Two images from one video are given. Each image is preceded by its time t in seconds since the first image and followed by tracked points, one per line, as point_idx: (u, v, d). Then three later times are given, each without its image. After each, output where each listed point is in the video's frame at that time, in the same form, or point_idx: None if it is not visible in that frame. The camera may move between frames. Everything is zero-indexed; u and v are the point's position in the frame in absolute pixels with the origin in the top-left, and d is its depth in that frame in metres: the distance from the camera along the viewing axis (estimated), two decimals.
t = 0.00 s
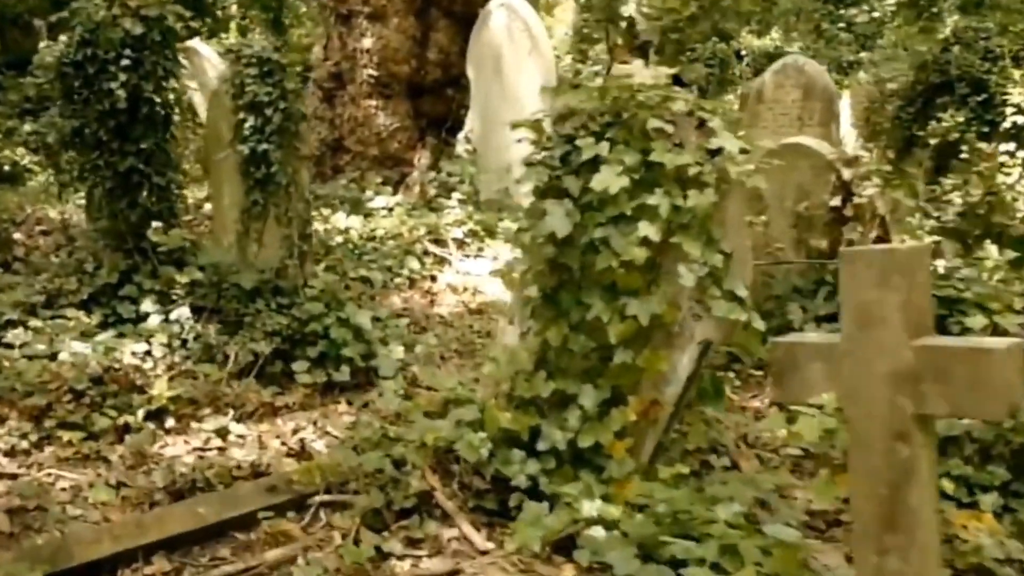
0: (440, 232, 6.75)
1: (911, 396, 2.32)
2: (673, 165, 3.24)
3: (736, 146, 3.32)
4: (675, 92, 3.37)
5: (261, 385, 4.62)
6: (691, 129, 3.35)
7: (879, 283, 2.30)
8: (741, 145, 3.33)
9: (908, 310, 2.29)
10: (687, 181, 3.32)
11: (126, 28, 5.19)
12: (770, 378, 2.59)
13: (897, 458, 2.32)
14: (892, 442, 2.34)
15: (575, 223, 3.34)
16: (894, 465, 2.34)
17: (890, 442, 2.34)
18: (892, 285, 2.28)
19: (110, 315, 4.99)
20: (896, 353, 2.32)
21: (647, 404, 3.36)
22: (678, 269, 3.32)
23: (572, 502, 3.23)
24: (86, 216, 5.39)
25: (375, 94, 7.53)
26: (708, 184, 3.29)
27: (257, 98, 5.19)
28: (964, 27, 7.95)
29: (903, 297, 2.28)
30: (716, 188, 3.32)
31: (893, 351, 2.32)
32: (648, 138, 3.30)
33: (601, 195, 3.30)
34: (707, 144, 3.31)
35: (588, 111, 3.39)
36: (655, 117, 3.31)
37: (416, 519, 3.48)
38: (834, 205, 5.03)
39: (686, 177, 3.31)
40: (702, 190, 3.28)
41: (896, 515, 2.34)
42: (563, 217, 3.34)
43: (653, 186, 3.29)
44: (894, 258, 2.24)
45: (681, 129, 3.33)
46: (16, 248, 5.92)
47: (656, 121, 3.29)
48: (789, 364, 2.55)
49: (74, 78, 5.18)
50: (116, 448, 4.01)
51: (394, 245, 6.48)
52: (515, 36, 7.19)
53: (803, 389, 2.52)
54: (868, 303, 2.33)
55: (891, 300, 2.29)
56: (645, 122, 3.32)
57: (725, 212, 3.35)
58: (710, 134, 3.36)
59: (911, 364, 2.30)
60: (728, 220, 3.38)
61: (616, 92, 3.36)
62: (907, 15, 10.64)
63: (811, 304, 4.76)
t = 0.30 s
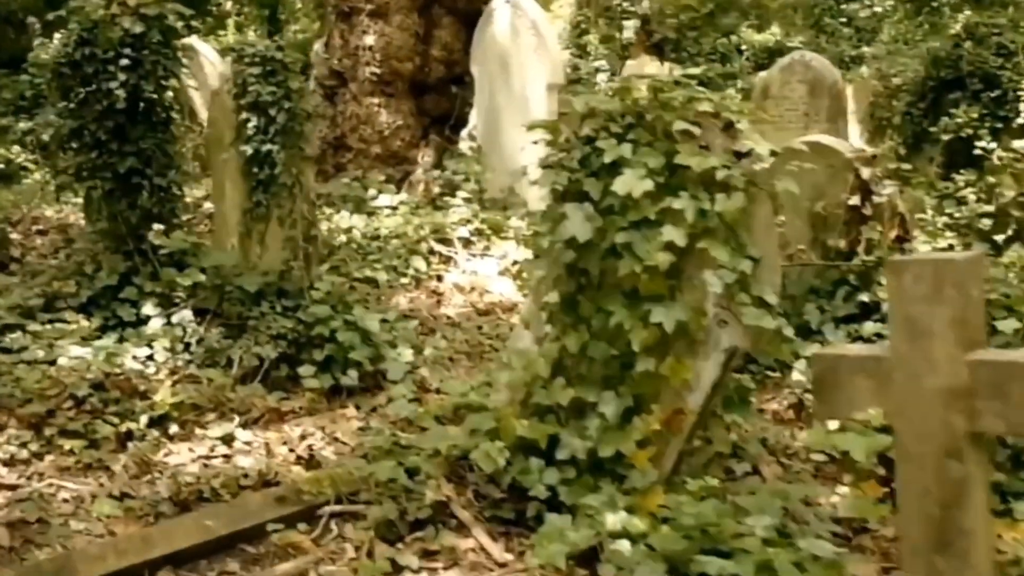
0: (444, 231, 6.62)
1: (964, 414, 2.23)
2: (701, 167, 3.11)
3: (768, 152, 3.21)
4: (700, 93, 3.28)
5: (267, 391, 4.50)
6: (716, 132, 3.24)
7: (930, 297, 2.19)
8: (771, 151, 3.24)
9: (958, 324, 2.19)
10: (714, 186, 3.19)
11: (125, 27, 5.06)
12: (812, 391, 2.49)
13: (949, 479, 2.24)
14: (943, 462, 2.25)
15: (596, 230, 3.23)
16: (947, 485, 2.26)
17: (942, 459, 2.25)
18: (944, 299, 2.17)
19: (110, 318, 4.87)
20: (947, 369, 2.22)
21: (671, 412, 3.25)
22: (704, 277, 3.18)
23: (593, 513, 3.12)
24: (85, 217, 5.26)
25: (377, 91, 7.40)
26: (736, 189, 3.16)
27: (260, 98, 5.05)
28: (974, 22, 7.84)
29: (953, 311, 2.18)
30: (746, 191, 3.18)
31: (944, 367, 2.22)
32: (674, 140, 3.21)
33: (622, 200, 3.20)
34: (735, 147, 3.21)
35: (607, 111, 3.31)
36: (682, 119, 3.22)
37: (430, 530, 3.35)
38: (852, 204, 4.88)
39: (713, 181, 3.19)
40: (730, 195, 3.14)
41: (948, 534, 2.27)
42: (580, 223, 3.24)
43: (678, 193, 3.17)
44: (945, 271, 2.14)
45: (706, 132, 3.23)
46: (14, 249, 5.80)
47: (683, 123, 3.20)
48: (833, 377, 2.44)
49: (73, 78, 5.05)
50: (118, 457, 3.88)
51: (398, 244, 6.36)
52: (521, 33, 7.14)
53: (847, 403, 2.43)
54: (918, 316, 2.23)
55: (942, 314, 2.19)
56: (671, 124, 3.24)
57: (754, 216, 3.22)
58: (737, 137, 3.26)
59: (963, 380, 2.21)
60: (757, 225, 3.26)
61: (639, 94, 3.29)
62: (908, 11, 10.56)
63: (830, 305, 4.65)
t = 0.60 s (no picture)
0: (450, 234, 6.51)
1: (1016, 432, 2.33)
2: (726, 172, 2.96)
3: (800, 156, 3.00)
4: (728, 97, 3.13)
5: (273, 400, 4.38)
6: (740, 137, 3.07)
7: (981, 310, 2.30)
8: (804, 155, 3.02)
9: (1010, 342, 2.29)
10: (742, 192, 3.03)
11: (124, 28, 4.88)
12: (855, 407, 2.60)
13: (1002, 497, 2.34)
14: (995, 479, 2.35)
15: (615, 237, 3.09)
16: (997, 503, 2.36)
17: (995, 476, 2.35)
18: (996, 314, 2.28)
19: (110, 324, 4.75)
20: (1000, 388, 2.33)
21: (696, 424, 3.14)
22: (733, 285, 3.03)
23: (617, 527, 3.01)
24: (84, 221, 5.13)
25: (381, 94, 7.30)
26: (766, 195, 2.98)
27: (263, 100, 4.86)
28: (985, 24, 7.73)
29: (1005, 328, 2.29)
30: (775, 199, 3.00)
31: (996, 383, 2.33)
32: (699, 144, 3.04)
33: (644, 205, 3.05)
34: (760, 151, 3.04)
35: (627, 113, 3.17)
36: (705, 123, 3.05)
37: (446, 545, 3.23)
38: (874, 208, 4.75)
39: (740, 186, 3.03)
40: (758, 201, 2.98)
41: (1001, 548, 2.36)
42: (599, 230, 3.10)
43: (704, 200, 3.02)
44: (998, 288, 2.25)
45: (731, 136, 3.07)
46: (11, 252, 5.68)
47: (708, 126, 3.04)
48: (877, 393, 2.56)
49: (71, 81, 4.89)
50: (121, 469, 3.76)
51: (402, 248, 6.26)
52: (524, 31, 6.96)
53: (896, 421, 2.54)
54: (968, 330, 2.34)
55: (994, 327, 2.30)
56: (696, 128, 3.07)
57: (783, 223, 3.02)
58: (762, 142, 3.08)
59: (1015, 397, 2.31)
60: (786, 235, 3.05)
61: (661, 97, 3.14)
62: (908, 12, 10.46)
63: (849, 310, 4.58)
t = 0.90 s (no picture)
0: (456, 243, 6.39)
1: None
2: (762, 182, 2.84)
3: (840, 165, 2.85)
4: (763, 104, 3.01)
5: (280, 415, 4.25)
6: (775, 143, 2.95)
7: None
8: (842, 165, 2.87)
9: None
10: (779, 202, 2.91)
11: (125, 33, 4.74)
12: (912, 432, 2.44)
13: None
14: None
15: (644, 248, 2.95)
16: None
17: None
18: None
19: (110, 336, 4.61)
20: None
21: (728, 443, 3.01)
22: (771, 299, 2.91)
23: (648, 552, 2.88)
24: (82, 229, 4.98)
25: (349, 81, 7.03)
26: (804, 205, 2.87)
27: (269, 106, 4.71)
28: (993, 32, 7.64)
29: None
30: (813, 209, 2.89)
31: None
32: (732, 152, 2.92)
33: (676, 216, 2.93)
34: (798, 160, 2.91)
35: (654, 120, 3.05)
36: (740, 131, 2.93)
37: (467, 569, 3.09)
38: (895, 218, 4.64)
39: (776, 197, 2.91)
40: (796, 211, 2.86)
41: None
42: (626, 242, 2.96)
43: (739, 212, 2.89)
44: None
45: (765, 144, 2.94)
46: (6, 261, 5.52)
47: (743, 134, 2.92)
48: (937, 417, 2.40)
49: (70, 86, 4.73)
50: (124, 489, 3.61)
51: (407, 257, 6.12)
52: (530, 38, 6.80)
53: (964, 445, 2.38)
54: None
55: None
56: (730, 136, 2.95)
57: (821, 234, 2.90)
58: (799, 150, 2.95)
59: None
60: (823, 247, 2.93)
61: (690, 104, 3.01)
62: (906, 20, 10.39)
63: (871, 322, 4.51)
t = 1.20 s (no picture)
0: (459, 253, 6.30)
1: None
2: (795, 193, 2.77)
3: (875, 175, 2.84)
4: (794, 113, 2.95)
5: (286, 431, 4.14)
6: (805, 153, 2.90)
7: None
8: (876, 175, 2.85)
9: None
10: (810, 214, 2.86)
11: (128, 39, 4.64)
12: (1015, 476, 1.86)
13: None
14: None
15: (670, 262, 2.85)
16: None
17: None
18: None
19: (110, 349, 4.49)
20: None
21: (757, 463, 2.95)
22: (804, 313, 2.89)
23: None
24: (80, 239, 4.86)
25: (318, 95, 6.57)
26: (839, 217, 2.83)
27: (273, 114, 4.61)
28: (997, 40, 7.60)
29: None
30: (848, 221, 2.87)
31: None
32: (762, 163, 2.85)
33: (703, 229, 2.84)
34: (831, 171, 2.87)
35: (677, 129, 2.97)
36: (772, 140, 2.87)
37: None
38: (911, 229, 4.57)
39: (808, 207, 2.86)
40: (831, 223, 2.82)
41: None
42: (651, 256, 2.87)
43: (771, 225, 2.82)
44: None
45: (796, 154, 2.89)
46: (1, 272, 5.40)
47: (775, 145, 2.85)
48: None
49: (71, 93, 4.62)
50: (128, 508, 3.49)
51: (410, 268, 6.01)
52: (536, 47, 6.76)
53: None
54: None
55: None
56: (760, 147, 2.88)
57: (855, 247, 2.89)
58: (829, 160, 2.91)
59: None
60: (856, 259, 2.91)
61: (715, 113, 2.92)
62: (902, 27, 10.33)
63: (888, 335, 4.46)
